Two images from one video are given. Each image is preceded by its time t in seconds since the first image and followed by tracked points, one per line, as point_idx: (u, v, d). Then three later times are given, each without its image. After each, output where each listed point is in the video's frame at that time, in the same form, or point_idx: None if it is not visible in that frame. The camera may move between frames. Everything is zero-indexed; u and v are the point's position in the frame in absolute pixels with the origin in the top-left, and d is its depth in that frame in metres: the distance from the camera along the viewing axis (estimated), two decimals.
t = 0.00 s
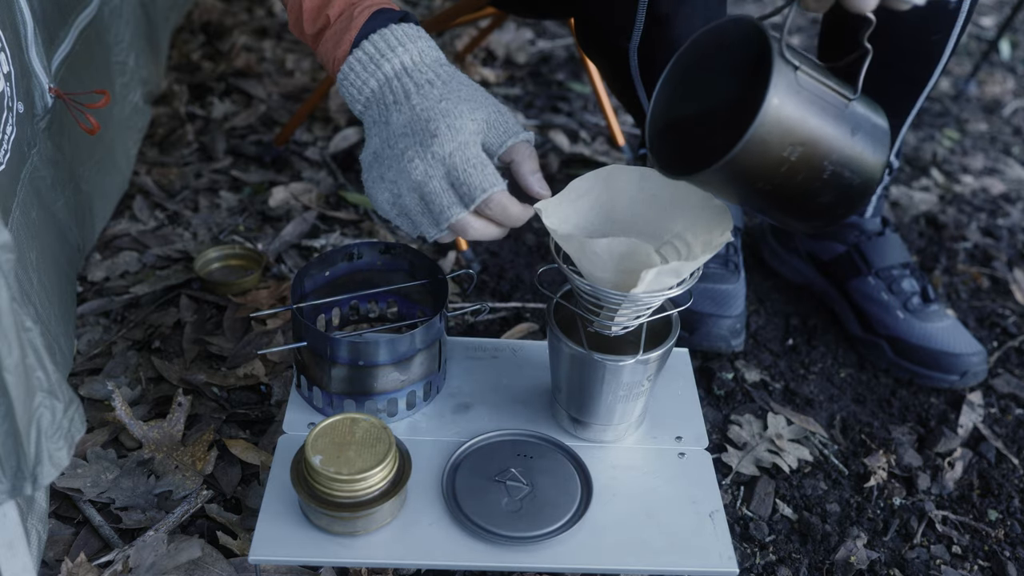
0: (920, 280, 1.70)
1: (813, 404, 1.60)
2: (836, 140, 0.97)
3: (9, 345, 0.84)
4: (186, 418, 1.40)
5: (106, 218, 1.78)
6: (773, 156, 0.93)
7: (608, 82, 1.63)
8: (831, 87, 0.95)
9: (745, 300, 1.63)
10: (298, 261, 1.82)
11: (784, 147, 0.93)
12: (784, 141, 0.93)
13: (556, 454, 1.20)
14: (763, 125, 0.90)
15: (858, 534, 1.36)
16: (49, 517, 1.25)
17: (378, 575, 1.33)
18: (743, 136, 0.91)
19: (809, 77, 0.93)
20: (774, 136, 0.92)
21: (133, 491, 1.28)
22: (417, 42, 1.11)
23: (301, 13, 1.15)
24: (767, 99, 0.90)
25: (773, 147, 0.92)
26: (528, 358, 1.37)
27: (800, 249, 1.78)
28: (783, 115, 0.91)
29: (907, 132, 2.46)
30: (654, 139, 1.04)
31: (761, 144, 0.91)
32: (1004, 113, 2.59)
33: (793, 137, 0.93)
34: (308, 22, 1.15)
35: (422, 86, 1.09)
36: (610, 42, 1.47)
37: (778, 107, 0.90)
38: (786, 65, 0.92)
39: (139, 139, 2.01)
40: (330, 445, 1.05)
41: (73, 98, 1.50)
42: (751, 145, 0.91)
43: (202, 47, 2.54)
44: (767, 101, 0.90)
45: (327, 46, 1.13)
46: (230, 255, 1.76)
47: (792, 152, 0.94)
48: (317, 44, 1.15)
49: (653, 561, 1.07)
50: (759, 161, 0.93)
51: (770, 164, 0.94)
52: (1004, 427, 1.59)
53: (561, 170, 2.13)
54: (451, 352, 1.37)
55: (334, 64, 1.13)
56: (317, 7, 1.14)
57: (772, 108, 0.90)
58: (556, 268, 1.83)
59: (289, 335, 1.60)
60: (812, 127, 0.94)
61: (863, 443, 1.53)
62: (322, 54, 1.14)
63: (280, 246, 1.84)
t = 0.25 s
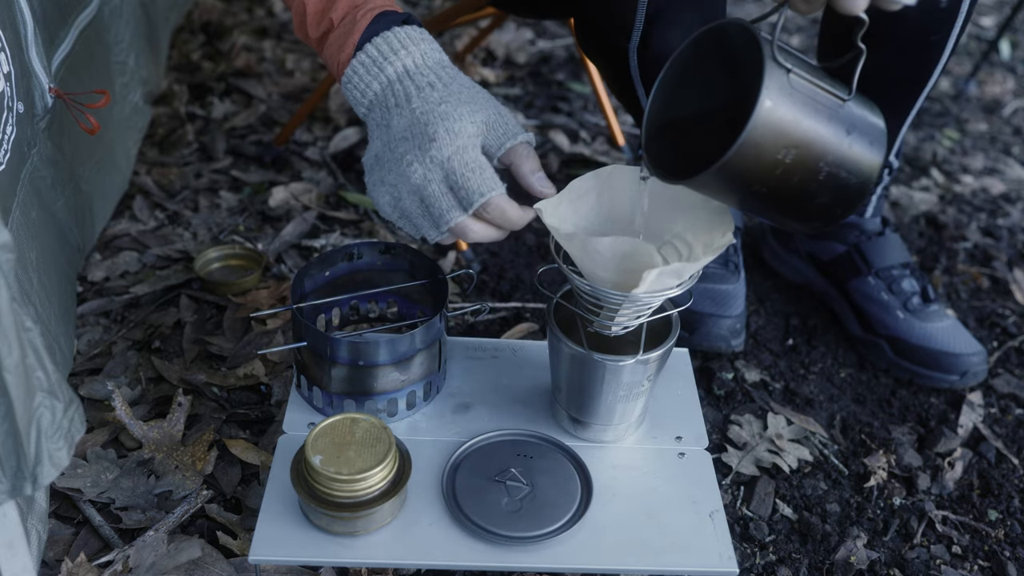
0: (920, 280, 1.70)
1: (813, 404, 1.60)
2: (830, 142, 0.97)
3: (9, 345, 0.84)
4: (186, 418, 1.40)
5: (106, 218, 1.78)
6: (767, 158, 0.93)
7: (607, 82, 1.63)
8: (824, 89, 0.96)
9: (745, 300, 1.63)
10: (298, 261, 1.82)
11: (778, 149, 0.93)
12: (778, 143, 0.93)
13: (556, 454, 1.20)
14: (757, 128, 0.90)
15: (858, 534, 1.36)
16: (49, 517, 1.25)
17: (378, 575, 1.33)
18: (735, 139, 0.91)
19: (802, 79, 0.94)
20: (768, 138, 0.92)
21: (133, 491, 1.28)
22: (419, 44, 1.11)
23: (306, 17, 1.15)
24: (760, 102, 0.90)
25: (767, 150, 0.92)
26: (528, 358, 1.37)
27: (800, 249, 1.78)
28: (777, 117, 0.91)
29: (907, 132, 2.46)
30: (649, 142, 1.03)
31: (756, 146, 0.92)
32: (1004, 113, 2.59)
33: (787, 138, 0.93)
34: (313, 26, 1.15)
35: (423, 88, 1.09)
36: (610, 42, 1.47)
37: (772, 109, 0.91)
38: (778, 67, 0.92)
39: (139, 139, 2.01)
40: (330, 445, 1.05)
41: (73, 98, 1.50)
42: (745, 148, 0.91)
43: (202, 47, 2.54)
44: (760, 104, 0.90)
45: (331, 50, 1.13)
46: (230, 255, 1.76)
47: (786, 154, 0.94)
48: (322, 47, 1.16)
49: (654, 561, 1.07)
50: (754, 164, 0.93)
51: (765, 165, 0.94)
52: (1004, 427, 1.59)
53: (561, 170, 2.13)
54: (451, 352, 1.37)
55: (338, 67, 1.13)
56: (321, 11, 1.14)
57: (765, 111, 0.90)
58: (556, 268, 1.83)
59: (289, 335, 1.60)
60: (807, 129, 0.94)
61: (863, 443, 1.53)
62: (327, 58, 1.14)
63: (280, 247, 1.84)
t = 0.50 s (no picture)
0: (920, 280, 1.70)
1: (813, 404, 1.60)
2: (831, 140, 0.97)
3: (9, 345, 0.84)
4: (186, 418, 1.40)
5: (106, 218, 1.78)
6: (768, 155, 0.93)
7: (608, 82, 1.63)
8: (825, 88, 0.96)
9: (746, 300, 1.63)
10: (298, 261, 1.82)
11: (779, 147, 0.93)
12: (779, 141, 0.93)
13: (556, 454, 1.20)
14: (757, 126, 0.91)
15: (858, 534, 1.36)
16: (49, 517, 1.25)
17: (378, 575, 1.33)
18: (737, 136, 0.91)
19: (803, 78, 0.94)
20: (768, 136, 0.92)
21: (133, 491, 1.28)
22: (429, 48, 1.11)
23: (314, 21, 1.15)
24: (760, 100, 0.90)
25: (768, 147, 0.92)
26: (528, 358, 1.37)
27: (800, 249, 1.78)
28: (778, 116, 0.92)
29: (907, 132, 2.46)
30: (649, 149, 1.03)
31: (756, 145, 0.92)
32: (1004, 113, 2.59)
33: (788, 136, 0.93)
34: (321, 29, 1.15)
35: (433, 93, 1.09)
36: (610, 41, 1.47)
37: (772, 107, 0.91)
38: (779, 66, 0.92)
39: (139, 139, 2.01)
40: (330, 445, 1.05)
41: (73, 98, 1.50)
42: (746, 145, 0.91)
43: (202, 47, 2.54)
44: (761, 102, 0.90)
45: (340, 54, 1.13)
46: (230, 255, 1.76)
47: (787, 153, 0.94)
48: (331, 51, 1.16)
49: (654, 561, 1.07)
50: (755, 162, 0.93)
51: (766, 163, 0.94)
52: (1004, 427, 1.59)
53: (561, 170, 2.13)
54: (451, 352, 1.37)
55: (348, 71, 1.13)
56: (329, 15, 1.14)
57: (766, 109, 0.90)
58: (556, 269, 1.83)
59: (289, 335, 1.60)
60: (807, 128, 0.94)
61: (863, 443, 1.53)
62: (336, 62, 1.14)
63: (280, 247, 1.84)
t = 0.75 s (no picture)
0: (920, 280, 1.70)
1: (813, 404, 1.60)
2: (818, 134, 0.97)
3: (9, 345, 0.84)
4: (185, 418, 1.40)
5: (106, 218, 1.78)
6: (754, 148, 0.93)
7: (608, 82, 1.63)
8: (814, 81, 0.96)
9: (745, 300, 1.62)
10: (298, 261, 1.82)
11: (766, 140, 0.93)
12: (765, 134, 0.93)
13: (556, 454, 1.20)
14: (743, 119, 0.91)
15: (858, 534, 1.36)
16: (49, 517, 1.25)
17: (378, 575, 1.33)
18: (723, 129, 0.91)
19: (792, 72, 0.94)
20: (755, 128, 0.92)
21: (133, 491, 1.28)
22: (438, 54, 1.11)
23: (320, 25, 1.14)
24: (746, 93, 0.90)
25: (754, 140, 0.93)
26: (528, 358, 1.37)
27: (800, 249, 1.78)
28: (766, 109, 0.92)
29: (907, 132, 2.46)
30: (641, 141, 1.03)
31: (743, 137, 0.92)
32: (1004, 113, 2.59)
33: (775, 129, 0.93)
34: (327, 33, 1.14)
35: (441, 100, 1.09)
36: (611, 41, 1.47)
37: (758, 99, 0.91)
38: (767, 59, 0.92)
39: (139, 139, 2.01)
40: (330, 445, 1.05)
41: (73, 98, 1.50)
42: (732, 138, 0.91)
43: (202, 47, 2.54)
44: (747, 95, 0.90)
45: (346, 58, 1.13)
46: (230, 255, 1.76)
47: (773, 146, 0.94)
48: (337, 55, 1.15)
49: (654, 561, 1.07)
50: (741, 154, 0.93)
51: (752, 156, 0.94)
52: (1004, 427, 1.59)
53: (561, 170, 2.13)
54: (451, 352, 1.37)
55: (354, 75, 1.13)
56: (335, 19, 1.14)
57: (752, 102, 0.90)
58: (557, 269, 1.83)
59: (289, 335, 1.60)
60: (794, 121, 0.94)
61: (863, 443, 1.53)
62: (342, 66, 1.14)
63: (280, 247, 1.84)
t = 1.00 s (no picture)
0: (920, 280, 1.70)
1: (813, 404, 1.60)
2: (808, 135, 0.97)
3: (9, 345, 0.84)
4: (186, 418, 1.40)
5: (106, 218, 1.78)
6: (746, 149, 0.93)
7: (608, 82, 1.63)
8: (804, 82, 0.96)
9: (746, 300, 1.62)
10: (298, 261, 1.82)
11: (757, 141, 0.93)
12: (757, 135, 0.92)
13: (556, 454, 1.20)
14: (736, 119, 0.90)
15: (858, 534, 1.36)
16: (49, 517, 1.25)
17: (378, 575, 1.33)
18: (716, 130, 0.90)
19: (782, 72, 0.94)
20: (747, 129, 0.91)
21: (133, 491, 1.27)
22: (432, 57, 1.11)
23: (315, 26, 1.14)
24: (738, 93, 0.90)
25: (746, 141, 0.92)
26: (528, 358, 1.37)
27: (800, 249, 1.78)
28: (758, 110, 0.91)
29: (907, 132, 2.46)
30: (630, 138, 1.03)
31: (734, 139, 0.91)
32: (1004, 113, 2.59)
33: (766, 130, 0.93)
34: (321, 34, 1.14)
35: (435, 104, 1.09)
36: (611, 41, 1.47)
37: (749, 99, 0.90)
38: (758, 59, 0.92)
39: (139, 139, 2.01)
40: (330, 445, 1.05)
41: (73, 98, 1.50)
42: (724, 139, 0.91)
43: (202, 47, 2.54)
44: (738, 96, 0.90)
45: (341, 61, 1.13)
46: (230, 255, 1.76)
47: (764, 147, 0.94)
48: (331, 56, 1.15)
49: (654, 561, 1.07)
50: (733, 155, 0.93)
51: (744, 157, 0.93)
52: (1004, 427, 1.59)
53: (561, 170, 2.13)
54: (452, 352, 1.37)
55: (349, 78, 1.13)
56: (330, 21, 1.13)
57: (743, 102, 0.90)
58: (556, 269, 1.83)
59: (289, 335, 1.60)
60: (785, 122, 0.94)
61: (863, 443, 1.53)
62: (337, 67, 1.14)
63: (280, 247, 1.84)
